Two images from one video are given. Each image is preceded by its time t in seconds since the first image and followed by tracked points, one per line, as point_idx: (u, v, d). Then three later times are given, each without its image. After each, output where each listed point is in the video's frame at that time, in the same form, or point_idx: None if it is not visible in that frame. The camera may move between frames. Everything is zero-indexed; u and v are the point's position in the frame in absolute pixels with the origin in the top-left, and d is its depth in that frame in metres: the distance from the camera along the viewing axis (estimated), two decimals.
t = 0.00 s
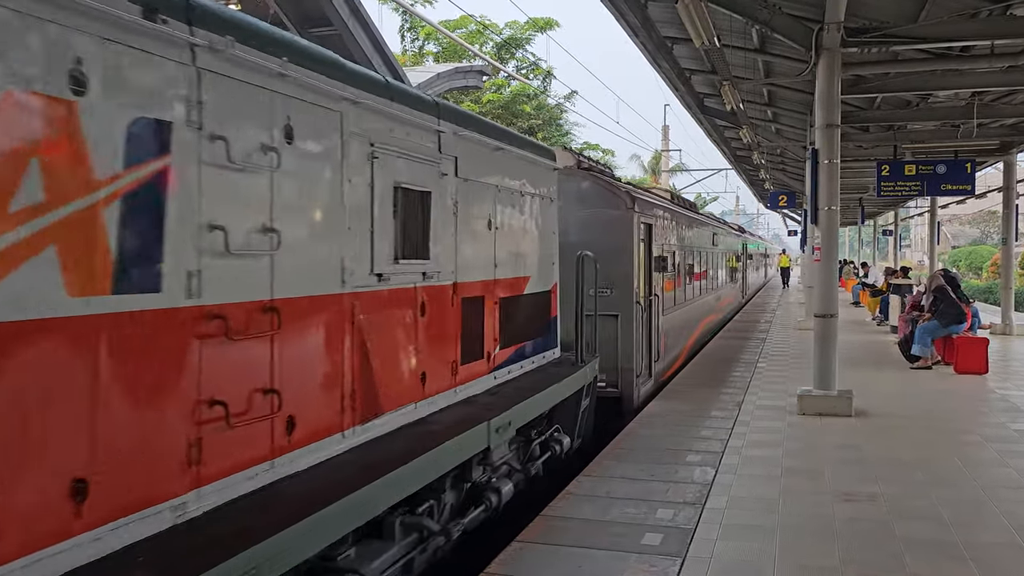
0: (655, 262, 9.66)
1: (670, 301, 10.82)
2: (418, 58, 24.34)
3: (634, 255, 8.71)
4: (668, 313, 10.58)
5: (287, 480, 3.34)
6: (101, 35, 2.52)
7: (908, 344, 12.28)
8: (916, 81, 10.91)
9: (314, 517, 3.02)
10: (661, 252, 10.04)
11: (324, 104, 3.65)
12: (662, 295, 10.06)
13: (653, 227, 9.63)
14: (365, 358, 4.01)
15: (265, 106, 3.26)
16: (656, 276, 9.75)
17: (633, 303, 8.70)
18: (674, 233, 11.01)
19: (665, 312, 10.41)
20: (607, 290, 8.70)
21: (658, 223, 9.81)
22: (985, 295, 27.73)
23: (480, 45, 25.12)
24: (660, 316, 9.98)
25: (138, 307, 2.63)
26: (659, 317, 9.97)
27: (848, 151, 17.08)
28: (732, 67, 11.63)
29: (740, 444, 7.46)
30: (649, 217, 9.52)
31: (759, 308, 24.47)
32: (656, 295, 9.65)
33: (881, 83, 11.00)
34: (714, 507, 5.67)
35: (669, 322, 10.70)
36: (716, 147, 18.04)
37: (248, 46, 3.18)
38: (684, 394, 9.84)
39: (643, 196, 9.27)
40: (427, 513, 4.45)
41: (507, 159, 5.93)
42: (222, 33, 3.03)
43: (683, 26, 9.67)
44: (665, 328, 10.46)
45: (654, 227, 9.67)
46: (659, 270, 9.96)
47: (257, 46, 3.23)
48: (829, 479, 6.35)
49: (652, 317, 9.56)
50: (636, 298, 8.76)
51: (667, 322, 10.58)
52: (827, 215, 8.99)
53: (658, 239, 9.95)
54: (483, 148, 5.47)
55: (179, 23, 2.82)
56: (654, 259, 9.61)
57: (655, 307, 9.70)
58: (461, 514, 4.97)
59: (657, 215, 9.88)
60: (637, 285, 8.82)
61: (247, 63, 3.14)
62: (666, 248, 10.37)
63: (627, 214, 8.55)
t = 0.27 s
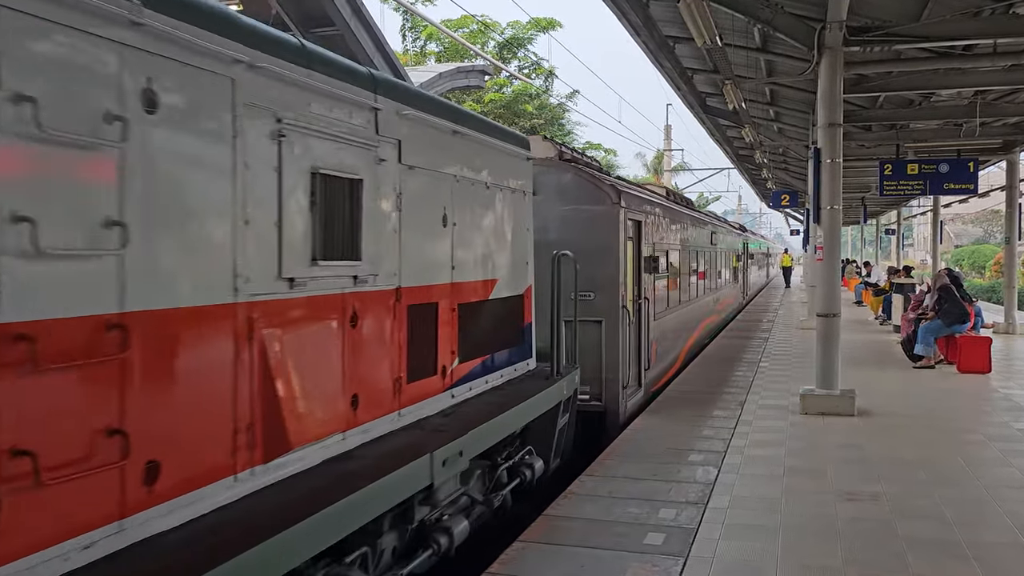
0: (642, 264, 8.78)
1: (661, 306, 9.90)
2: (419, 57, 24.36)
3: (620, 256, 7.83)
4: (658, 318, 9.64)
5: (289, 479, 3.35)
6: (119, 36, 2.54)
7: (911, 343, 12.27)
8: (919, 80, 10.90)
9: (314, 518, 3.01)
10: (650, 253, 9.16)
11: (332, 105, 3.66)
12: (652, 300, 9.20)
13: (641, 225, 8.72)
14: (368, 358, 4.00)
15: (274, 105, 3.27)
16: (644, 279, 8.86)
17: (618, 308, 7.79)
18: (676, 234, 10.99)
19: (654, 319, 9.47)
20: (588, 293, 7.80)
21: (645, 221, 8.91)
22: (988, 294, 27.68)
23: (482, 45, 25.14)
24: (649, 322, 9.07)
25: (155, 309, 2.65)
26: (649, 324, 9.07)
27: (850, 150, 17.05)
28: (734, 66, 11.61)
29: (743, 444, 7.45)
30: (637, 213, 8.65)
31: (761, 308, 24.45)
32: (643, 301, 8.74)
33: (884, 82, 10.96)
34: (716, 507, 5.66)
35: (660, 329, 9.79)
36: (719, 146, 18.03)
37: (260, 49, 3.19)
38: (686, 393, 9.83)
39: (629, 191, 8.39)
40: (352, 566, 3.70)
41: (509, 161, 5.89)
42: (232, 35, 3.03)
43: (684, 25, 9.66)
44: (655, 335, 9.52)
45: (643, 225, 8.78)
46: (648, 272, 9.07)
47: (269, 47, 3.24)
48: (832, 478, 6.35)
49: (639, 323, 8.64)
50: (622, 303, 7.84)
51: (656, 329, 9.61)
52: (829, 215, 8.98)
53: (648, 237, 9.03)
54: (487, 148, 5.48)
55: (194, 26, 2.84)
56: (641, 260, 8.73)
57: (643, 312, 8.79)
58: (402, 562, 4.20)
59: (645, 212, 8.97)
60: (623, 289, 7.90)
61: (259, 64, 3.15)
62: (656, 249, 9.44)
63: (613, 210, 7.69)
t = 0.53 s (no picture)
0: (630, 264, 7.91)
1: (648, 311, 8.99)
2: (421, 56, 24.41)
3: (605, 254, 6.94)
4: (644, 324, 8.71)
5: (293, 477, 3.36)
6: (121, 33, 2.55)
7: (912, 342, 12.19)
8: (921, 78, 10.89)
9: (320, 517, 2.95)
10: (638, 253, 8.27)
11: (332, 104, 3.63)
12: (639, 303, 8.35)
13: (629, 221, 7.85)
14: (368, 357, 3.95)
15: (275, 104, 3.27)
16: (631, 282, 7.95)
17: (600, 314, 6.87)
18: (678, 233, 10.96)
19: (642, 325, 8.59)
20: (566, 297, 6.88)
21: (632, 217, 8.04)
22: (990, 292, 27.67)
23: (483, 44, 25.17)
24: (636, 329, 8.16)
25: (168, 306, 2.69)
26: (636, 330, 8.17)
27: (853, 148, 17.05)
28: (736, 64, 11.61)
29: (746, 443, 7.46)
30: (622, 208, 7.74)
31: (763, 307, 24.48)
32: (631, 305, 7.91)
33: (886, 80, 10.91)
34: (719, 505, 5.67)
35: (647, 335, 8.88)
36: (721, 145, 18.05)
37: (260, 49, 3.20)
38: (688, 392, 9.85)
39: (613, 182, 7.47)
40: None
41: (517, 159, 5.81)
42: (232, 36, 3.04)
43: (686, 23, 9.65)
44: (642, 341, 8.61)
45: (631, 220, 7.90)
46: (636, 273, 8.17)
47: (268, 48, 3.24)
48: (835, 477, 6.34)
49: (625, 330, 7.76)
50: (606, 307, 6.98)
51: (643, 335, 8.68)
52: (831, 214, 8.96)
53: (635, 235, 8.13)
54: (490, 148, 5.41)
55: (194, 24, 2.85)
56: (628, 260, 7.86)
57: (631, 317, 7.94)
58: None
59: (632, 208, 8.08)
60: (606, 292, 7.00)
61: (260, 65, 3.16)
62: (643, 248, 8.54)
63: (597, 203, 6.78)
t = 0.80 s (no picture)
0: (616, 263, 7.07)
1: (636, 315, 8.16)
2: (422, 55, 24.45)
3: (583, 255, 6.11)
4: (631, 330, 7.86)
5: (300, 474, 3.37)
6: (125, 31, 2.56)
7: (915, 341, 12.15)
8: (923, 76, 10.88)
9: (325, 513, 2.94)
10: (625, 255, 7.47)
11: (340, 104, 3.65)
12: (624, 309, 7.54)
13: (615, 217, 7.02)
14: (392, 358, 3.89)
15: (282, 101, 3.27)
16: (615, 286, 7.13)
17: (578, 321, 6.04)
18: (682, 231, 10.96)
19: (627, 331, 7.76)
20: (540, 302, 6.04)
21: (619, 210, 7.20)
22: (993, 291, 27.64)
23: (485, 42, 25.16)
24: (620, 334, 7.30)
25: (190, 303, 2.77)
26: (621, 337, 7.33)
27: (855, 147, 17.04)
28: (737, 63, 11.63)
29: (748, 441, 7.46)
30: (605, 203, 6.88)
31: (765, 305, 24.49)
32: (616, 308, 7.11)
33: (887, 79, 10.91)
34: (721, 504, 5.68)
35: (632, 342, 8.04)
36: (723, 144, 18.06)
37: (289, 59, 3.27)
38: (691, 391, 9.86)
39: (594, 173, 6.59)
40: None
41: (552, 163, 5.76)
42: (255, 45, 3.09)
43: (688, 22, 9.66)
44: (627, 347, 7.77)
45: (615, 214, 7.05)
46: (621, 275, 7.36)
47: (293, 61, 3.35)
48: (836, 475, 6.35)
49: (609, 338, 6.96)
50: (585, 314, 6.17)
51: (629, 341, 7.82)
52: (833, 213, 8.94)
53: (621, 232, 7.34)
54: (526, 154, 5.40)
55: (204, 22, 2.86)
56: (615, 261, 7.04)
57: (616, 321, 7.10)
58: None
59: (619, 200, 7.22)
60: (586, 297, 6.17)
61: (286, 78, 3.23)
62: (631, 249, 7.68)
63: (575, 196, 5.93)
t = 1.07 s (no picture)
0: (592, 264, 6.26)
1: (618, 321, 7.35)
2: (424, 54, 24.44)
3: (553, 255, 5.30)
4: (610, 340, 7.05)
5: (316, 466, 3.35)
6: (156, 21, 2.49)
7: (916, 340, 12.12)
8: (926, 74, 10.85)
9: (345, 503, 2.86)
10: (604, 255, 6.67)
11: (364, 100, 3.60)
12: (602, 316, 6.72)
13: (591, 213, 6.22)
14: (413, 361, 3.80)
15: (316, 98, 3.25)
16: (592, 289, 6.31)
17: (548, 329, 5.22)
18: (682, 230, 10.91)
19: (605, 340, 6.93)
20: (503, 308, 5.22)
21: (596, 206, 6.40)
22: (994, 290, 27.58)
23: (486, 41, 25.15)
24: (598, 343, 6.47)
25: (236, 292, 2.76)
26: (599, 346, 6.49)
27: (857, 145, 17.02)
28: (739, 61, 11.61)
29: (750, 440, 7.45)
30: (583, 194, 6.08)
31: (767, 304, 24.47)
32: (592, 314, 6.30)
33: (889, 77, 10.90)
34: (723, 503, 5.67)
35: (613, 352, 7.21)
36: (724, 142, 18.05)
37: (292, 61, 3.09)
38: (692, 389, 9.85)
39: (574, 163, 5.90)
40: None
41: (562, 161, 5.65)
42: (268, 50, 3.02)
43: (690, 20, 9.64)
44: (606, 357, 6.96)
45: (592, 209, 6.25)
46: (598, 276, 6.54)
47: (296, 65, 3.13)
48: (838, 474, 6.35)
49: (583, 348, 6.14)
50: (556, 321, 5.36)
51: (608, 351, 6.99)
52: (834, 211, 8.92)
53: (598, 230, 6.53)
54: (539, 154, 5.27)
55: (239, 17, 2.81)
56: (591, 261, 6.23)
57: (592, 328, 6.27)
58: None
59: (597, 193, 6.40)
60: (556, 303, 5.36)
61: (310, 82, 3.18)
62: (609, 249, 6.87)
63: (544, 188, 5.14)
